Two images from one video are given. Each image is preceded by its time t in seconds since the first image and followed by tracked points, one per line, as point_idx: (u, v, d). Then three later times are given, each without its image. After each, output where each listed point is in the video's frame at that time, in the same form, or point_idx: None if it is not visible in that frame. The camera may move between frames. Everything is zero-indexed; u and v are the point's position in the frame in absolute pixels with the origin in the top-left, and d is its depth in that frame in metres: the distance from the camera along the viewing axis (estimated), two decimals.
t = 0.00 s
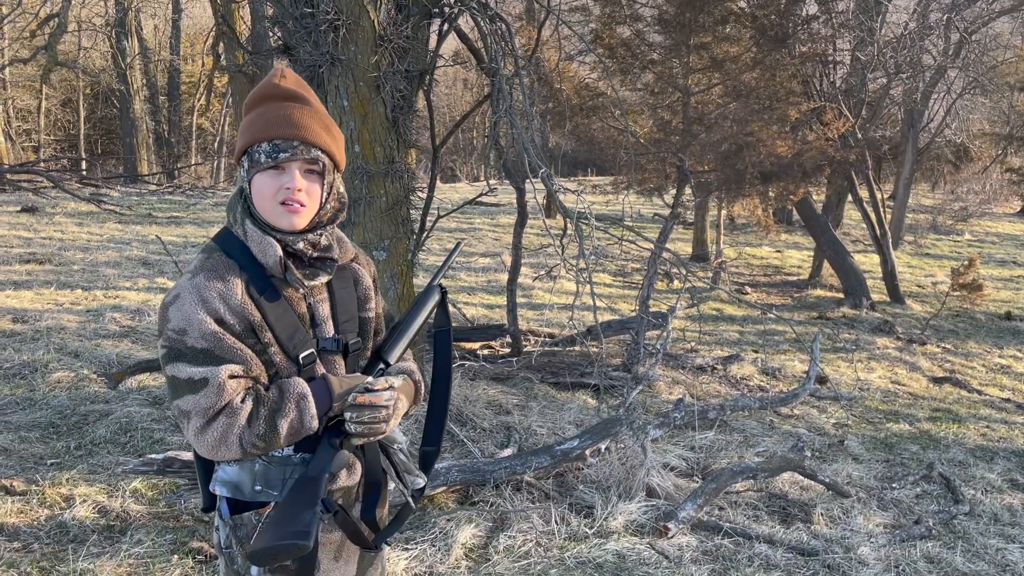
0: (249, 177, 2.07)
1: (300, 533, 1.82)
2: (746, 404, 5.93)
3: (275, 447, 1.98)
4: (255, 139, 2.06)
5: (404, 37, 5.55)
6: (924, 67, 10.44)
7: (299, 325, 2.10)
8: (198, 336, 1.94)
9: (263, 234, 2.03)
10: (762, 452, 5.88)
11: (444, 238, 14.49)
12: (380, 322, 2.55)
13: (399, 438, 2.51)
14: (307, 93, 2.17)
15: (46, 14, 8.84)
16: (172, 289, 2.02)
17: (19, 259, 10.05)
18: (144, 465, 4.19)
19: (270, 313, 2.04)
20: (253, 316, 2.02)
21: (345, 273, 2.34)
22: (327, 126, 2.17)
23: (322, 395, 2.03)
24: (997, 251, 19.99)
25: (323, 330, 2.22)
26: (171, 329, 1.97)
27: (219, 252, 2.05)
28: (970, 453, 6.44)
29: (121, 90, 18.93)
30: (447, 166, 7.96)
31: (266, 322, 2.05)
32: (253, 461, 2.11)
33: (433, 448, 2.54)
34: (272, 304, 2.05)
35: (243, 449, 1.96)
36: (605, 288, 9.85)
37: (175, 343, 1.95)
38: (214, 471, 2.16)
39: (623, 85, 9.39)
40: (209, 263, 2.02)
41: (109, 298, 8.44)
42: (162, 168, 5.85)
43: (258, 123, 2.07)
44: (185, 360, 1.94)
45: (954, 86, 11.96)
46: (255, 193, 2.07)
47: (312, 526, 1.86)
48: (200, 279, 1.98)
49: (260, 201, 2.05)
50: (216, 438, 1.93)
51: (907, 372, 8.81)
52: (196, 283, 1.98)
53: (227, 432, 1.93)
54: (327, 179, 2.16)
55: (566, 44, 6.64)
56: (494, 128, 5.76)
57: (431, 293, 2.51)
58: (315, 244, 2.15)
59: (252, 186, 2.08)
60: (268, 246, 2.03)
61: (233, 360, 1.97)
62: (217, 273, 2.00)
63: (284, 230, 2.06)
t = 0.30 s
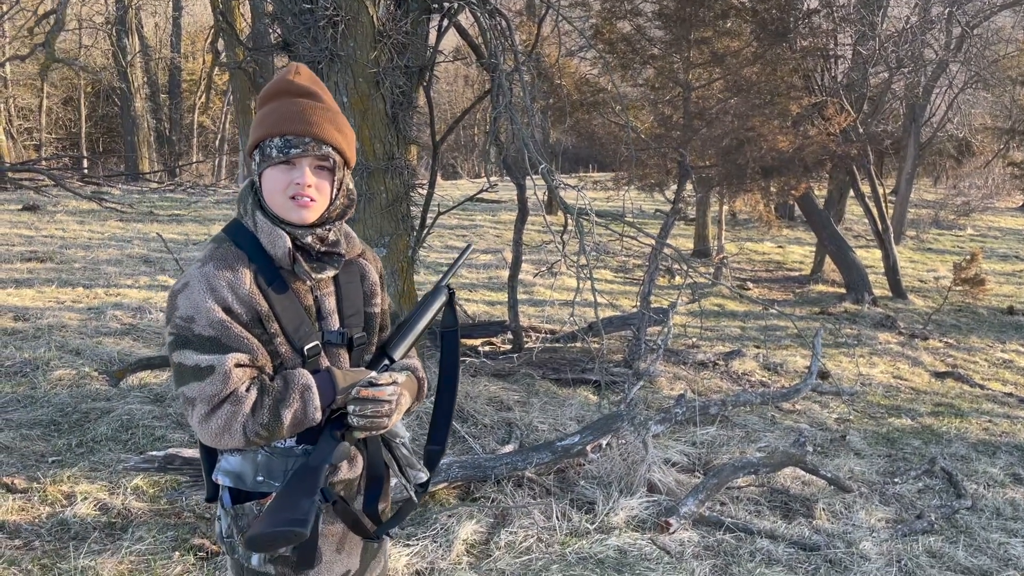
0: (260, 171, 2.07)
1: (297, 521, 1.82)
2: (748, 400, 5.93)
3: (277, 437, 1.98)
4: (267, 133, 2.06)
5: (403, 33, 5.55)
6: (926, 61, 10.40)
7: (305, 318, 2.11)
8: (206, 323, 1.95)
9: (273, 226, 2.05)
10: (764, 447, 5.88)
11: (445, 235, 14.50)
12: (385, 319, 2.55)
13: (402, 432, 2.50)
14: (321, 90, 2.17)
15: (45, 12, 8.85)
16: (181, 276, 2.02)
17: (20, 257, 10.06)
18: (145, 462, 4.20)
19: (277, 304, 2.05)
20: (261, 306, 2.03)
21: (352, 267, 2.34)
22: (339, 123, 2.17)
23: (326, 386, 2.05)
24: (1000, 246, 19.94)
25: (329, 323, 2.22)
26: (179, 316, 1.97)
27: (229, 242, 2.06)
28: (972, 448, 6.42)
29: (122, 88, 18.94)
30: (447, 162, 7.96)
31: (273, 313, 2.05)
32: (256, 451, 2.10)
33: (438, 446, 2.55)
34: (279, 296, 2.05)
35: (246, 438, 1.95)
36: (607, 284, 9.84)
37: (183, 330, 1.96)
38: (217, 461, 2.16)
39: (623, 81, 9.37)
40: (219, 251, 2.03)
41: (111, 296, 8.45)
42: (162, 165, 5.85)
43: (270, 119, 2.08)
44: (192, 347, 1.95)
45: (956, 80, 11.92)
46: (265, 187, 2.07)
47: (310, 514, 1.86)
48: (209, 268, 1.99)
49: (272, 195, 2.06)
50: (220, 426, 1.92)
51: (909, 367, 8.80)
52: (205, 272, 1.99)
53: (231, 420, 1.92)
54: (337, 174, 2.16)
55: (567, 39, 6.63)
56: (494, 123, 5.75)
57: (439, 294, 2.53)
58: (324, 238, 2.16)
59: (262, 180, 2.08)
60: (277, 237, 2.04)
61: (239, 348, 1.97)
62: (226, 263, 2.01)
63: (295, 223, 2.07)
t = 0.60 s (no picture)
0: (264, 170, 2.07)
1: (316, 512, 1.87)
2: (747, 396, 5.93)
3: (287, 432, 1.96)
4: (272, 133, 2.06)
5: (400, 31, 5.53)
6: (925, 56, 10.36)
7: (310, 314, 2.11)
8: (213, 320, 1.94)
9: (278, 223, 2.04)
10: (763, 444, 5.89)
11: (444, 233, 14.50)
12: (385, 315, 2.56)
13: (402, 426, 2.50)
14: (322, 90, 2.17)
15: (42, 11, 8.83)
16: (186, 274, 2.01)
17: (19, 256, 10.08)
18: (144, 461, 4.20)
19: (283, 300, 2.05)
20: (267, 303, 2.03)
21: (353, 264, 2.35)
22: (342, 122, 2.18)
23: (333, 381, 2.03)
24: (1000, 242, 19.94)
25: (331, 319, 2.21)
26: (185, 314, 1.95)
27: (233, 239, 2.05)
28: (971, 444, 6.43)
29: (120, 87, 18.93)
30: (446, 160, 7.96)
31: (279, 309, 2.05)
32: (263, 448, 2.10)
33: (437, 440, 2.50)
34: (285, 292, 2.05)
35: (256, 434, 1.93)
36: (605, 281, 9.85)
37: (189, 327, 1.94)
38: (223, 458, 2.16)
39: (622, 78, 9.36)
40: (224, 249, 2.02)
41: (110, 295, 8.46)
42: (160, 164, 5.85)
43: (274, 118, 2.07)
44: (200, 344, 1.93)
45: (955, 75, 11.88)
46: (270, 186, 2.07)
47: (326, 505, 1.90)
48: (215, 265, 1.98)
49: (277, 193, 2.06)
50: (230, 422, 1.89)
51: (908, 363, 8.81)
52: (211, 269, 1.97)
53: (241, 416, 1.89)
54: (341, 174, 2.17)
55: (565, 36, 6.62)
56: (492, 121, 5.75)
57: (433, 288, 2.52)
58: (327, 235, 2.17)
59: (266, 179, 2.08)
60: (283, 234, 2.04)
61: (247, 345, 1.96)
62: (232, 260, 2.00)
63: (300, 221, 2.07)
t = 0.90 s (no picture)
0: (263, 170, 2.07)
1: (337, 506, 1.91)
2: (744, 394, 5.93)
3: (294, 429, 1.95)
4: (271, 133, 2.05)
5: (396, 30, 5.52)
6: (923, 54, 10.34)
7: (311, 312, 2.11)
8: (217, 320, 1.91)
9: (279, 222, 2.04)
10: (760, 442, 5.89)
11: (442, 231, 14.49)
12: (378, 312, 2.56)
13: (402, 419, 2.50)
14: (319, 89, 2.17)
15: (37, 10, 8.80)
16: (186, 275, 1.98)
17: (16, 256, 10.06)
18: (140, 461, 4.20)
19: (286, 299, 2.04)
20: (270, 301, 2.02)
21: (348, 261, 2.35)
22: (339, 122, 2.18)
23: (338, 377, 2.02)
24: (998, 239, 19.93)
25: (331, 316, 2.22)
26: (188, 315, 1.92)
27: (234, 239, 2.03)
28: (968, 441, 6.43)
29: (117, 86, 18.88)
30: (443, 159, 7.95)
31: (282, 308, 2.05)
32: (268, 447, 2.09)
33: (430, 433, 2.56)
34: (287, 290, 2.05)
35: (263, 432, 1.91)
36: (603, 279, 9.85)
37: (193, 328, 1.91)
38: (227, 459, 2.16)
39: (619, 76, 9.35)
40: (225, 249, 2.00)
41: (107, 295, 8.45)
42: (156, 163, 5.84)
43: (271, 118, 2.07)
44: (205, 344, 1.90)
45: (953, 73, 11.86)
46: (269, 185, 2.07)
47: (346, 498, 1.94)
48: (217, 265, 1.96)
49: (276, 192, 2.05)
50: (238, 421, 1.87)
51: (905, 360, 8.81)
52: (213, 269, 1.95)
53: (250, 415, 1.87)
54: (339, 173, 2.17)
55: (561, 35, 6.61)
56: (489, 119, 5.74)
57: (420, 283, 2.50)
58: (325, 233, 2.17)
59: (265, 178, 2.08)
60: (283, 233, 2.03)
61: (252, 344, 1.94)
62: (234, 259, 1.98)
63: (300, 220, 2.07)
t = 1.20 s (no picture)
0: (259, 168, 2.07)
1: (342, 500, 1.93)
2: (740, 392, 5.94)
3: (294, 427, 1.95)
4: (267, 131, 2.05)
5: (391, 28, 5.52)
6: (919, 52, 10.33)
7: (308, 310, 2.12)
8: (216, 319, 1.91)
9: (275, 221, 2.04)
10: (757, 440, 5.90)
11: (439, 230, 14.49)
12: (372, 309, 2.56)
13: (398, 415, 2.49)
14: (314, 88, 2.17)
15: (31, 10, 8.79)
16: (183, 274, 1.97)
17: (12, 256, 10.04)
18: (136, 460, 4.20)
19: (283, 297, 2.05)
20: (268, 300, 2.02)
21: (343, 259, 2.35)
22: (334, 120, 2.18)
23: (336, 374, 2.02)
24: (995, 237, 19.95)
25: (327, 315, 2.22)
26: (186, 314, 1.92)
27: (231, 238, 2.03)
28: (964, 439, 6.44)
29: (113, 86, 18.84)
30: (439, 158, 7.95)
31: (280, 306, 2.05)
32: (267, 445, 2.09)
33: (425, 428, 2.56)
34: (284, 289, 2.05)
35: (263, 430, 1.91)
36: (601, 278, 9.85)
37: (192, 327, 1.91)
38: (227, 458, 2.17)
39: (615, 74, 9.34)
40: (221, 249, 1.99)
41: (103, 295, 8.44)
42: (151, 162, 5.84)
43: (267, 116, 2.06)
44: (204, 344, 1.90)
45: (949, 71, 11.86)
46: (265, 183, 2.07)
47: (351, 493, 1.96)
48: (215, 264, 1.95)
49: (273, 191, 2.05)
50: (239, 420, 1.87)
51: (902, 358, 8.83)
52: (210, 268, 1.95)
53: (250, 413, 1.87)
54: (334, 172, 2.18)
55: (558, 33, 6.61)
56: (485, 118, 5.74)
57: (413, 280, 2.51)
58: (321, 232, 2.17)
59: (261, 177, 2.07)
60: (280, 232, 2.03)
61: (251, 342, 1.94)
62: (231, 258, 1.98)
63: (295, 218, 2.07)
